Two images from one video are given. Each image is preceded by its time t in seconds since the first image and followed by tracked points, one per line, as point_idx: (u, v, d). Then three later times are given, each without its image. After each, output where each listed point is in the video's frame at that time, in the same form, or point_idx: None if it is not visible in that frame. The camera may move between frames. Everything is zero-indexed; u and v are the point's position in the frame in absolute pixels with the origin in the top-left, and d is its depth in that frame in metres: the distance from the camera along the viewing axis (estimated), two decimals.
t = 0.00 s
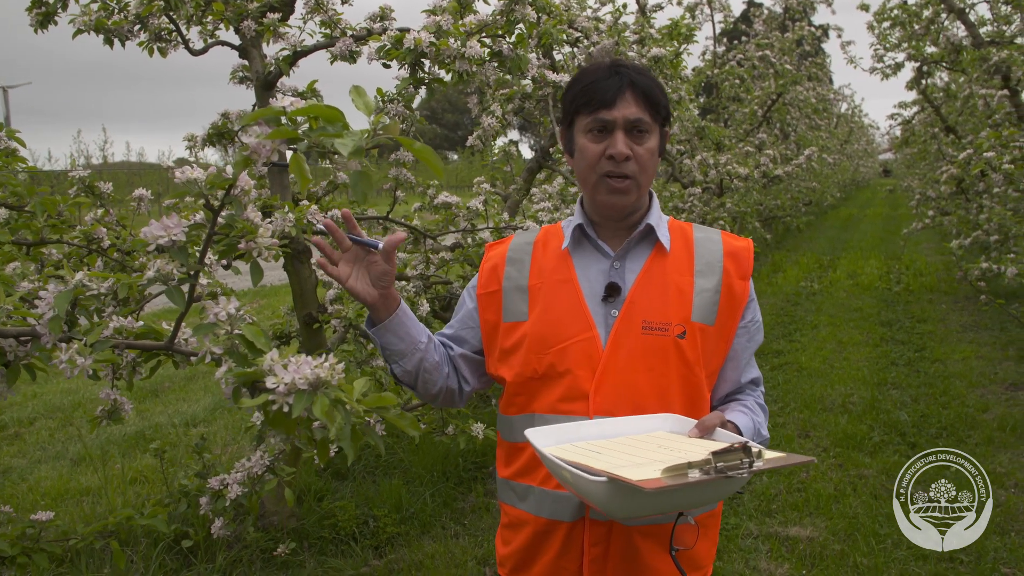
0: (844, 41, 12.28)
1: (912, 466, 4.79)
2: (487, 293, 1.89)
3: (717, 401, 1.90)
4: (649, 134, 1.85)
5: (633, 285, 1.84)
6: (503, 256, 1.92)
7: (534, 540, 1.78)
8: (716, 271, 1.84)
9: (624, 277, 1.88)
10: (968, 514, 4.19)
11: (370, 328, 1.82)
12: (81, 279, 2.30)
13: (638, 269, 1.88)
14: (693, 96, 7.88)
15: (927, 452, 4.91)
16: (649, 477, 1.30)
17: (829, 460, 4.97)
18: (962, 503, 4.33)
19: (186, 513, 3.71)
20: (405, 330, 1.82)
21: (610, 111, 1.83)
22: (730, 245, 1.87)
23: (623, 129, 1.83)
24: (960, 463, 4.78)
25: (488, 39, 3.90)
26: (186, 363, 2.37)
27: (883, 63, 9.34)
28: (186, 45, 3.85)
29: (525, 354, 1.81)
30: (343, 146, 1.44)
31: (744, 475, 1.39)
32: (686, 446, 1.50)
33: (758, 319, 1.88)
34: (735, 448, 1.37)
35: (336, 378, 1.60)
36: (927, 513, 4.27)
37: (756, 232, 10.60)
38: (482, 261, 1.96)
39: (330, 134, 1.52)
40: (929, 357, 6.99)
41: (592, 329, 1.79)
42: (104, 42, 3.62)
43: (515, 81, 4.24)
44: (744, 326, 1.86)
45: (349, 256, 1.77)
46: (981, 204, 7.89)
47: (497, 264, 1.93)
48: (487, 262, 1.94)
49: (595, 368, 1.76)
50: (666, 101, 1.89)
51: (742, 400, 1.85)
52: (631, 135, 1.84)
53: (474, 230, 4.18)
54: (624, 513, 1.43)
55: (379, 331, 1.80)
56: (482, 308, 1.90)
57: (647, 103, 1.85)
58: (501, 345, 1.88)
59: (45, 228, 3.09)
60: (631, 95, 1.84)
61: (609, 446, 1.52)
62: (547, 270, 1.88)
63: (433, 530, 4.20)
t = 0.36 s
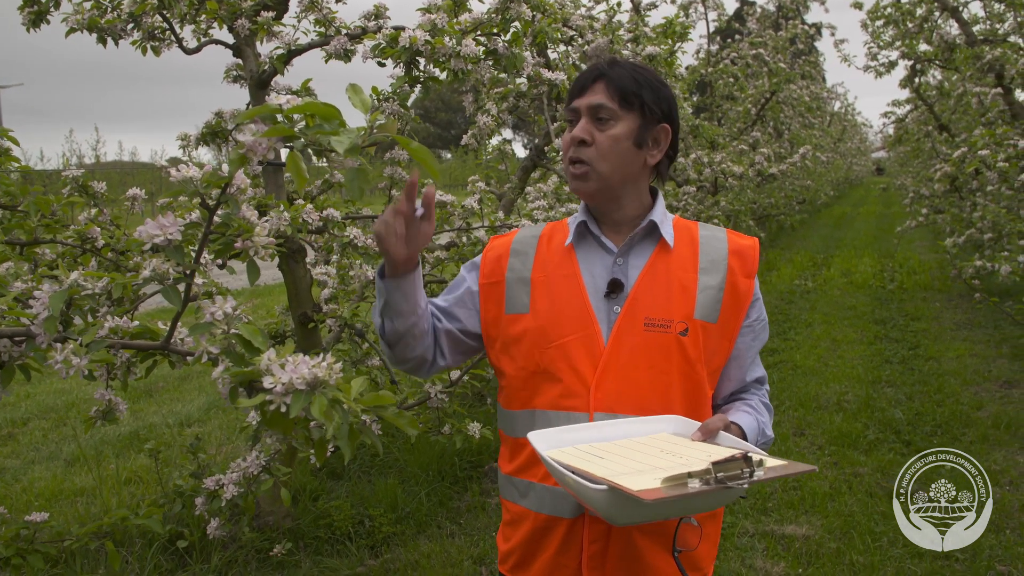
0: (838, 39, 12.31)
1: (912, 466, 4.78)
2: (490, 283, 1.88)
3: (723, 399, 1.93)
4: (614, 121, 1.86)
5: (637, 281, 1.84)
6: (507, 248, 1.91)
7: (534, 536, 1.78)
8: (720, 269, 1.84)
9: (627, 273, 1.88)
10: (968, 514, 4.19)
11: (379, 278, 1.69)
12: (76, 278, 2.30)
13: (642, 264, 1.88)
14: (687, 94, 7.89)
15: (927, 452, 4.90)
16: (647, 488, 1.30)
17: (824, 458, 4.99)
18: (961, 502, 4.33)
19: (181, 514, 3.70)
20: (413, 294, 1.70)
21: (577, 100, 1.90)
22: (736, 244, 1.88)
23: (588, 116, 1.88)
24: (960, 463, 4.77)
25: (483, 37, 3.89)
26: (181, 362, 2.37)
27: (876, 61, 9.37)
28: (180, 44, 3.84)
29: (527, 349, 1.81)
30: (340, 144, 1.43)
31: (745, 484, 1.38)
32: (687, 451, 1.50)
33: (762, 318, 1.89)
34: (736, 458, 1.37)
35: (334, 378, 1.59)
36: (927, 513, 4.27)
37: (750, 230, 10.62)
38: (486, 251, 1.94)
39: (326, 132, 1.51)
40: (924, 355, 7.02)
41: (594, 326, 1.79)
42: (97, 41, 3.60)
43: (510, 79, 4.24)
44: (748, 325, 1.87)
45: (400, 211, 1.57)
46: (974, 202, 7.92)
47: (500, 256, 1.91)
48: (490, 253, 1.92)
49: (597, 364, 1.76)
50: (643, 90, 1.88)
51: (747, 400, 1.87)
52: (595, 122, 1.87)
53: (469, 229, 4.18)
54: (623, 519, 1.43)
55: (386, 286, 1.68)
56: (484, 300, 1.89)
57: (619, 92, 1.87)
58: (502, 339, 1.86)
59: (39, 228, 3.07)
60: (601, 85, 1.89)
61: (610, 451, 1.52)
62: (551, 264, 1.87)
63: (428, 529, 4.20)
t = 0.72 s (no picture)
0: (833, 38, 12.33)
1: (912, 466, 4.78)
2: (495, 284, 1.88)
3: (720, 403, 1.92)
4: (640, 120, 1.85)
5: (640, 281, 1.83)
6: (510, 249, 1.91)
7: (531, 535, 1.78)
8: (724, 271, 1.84)
9: (630, 272, 1.88)
10: (968, 514, 4.20)
11: (362, 328, 1.65)
12: (73, 278, 2.30)
13: (646, 265, 1.87)
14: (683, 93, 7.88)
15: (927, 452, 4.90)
16: (626, 475, 1.30)
17: (820, 457, 5.00)
18: (961, 503, 4.33)
19: (177, 513, 3.68)
20: (399, 327, 1.67)
21: (602, 98, 1.86)
22: (739, 247, 1.87)
23: (614, 115, 1.85)
24: (960, 463, 4.78)
25: (480, 35, 3.89)
26: (179, 362, 2.35)
27: (872, 60, 9.40)
28: (175, 42, 3.82)
29: (529, 347, 1.81)
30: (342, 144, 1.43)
31: (726, 478, 1.38)
32: (674, 447, 1.49)
33: (763, 323, 1.89)
34: (717, 450, 1.36)
35: (334, 378, 1.58)
36: (927, 512, 4.27)
37: (746, 228, 10.64)
38: (490, 253, 1.95)
39: (327, 132, 1.50)
40: (919, 353, 7.04)
41: (596, 324, 1.78)
42: (92, 39, 3.58)
43: (507, 77, 4.23)
44: (749, 329, 1.87)
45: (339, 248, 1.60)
46: (970, 200, 7.95)
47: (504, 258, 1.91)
48: (494, 256, 1.93)
49: (599, 363, 1.76)
50: (665, 90, 1.89)
51: (743, 405, 1.87)
52: (621, 121, 1.85)
53: (465, 228, 4.19)
54: (604, 510, 1.43)
55: (376, 329, 1.64)
56: (489, 301, 1.89)
57: (643, 92, 1.86)
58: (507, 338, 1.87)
59: (34, 226, 3.04)
60: (625, 84, 1.87)
61: (598, 444, 1.52)
62: (555, 263, 1.86)
63: (425, 529, 4.20)
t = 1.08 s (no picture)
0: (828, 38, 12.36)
1: (913, 466, 4.77)
2: (488, 291, 1.89)
3: (716, 399, 1.91)
4: (648, 122, 1.85)
5: (635, 280, 1.83)
6: (501, 254, 1.91)
7: (532, 540, 1.77)
8: (717, 267, 1.84)
9: (625, 272, 1.87)
10: (968, 514, 4.21)
11: (399, 356, 1.72)
12: (69, 278, 2.26)
13: (639, 264, 1.87)
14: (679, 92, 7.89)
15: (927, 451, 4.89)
16: (632, 467, 1.28)
17: (817, 457, 5.01)
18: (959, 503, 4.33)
19: (173, 514, 3.67)
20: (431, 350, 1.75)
21: (610, 98, 1.83)
22: (731, 243, 1.87)
23: (624, 116, 1.83)
24: (960, 463, 4.77)
25: (477, 35, 3.89)
26: (175, 363, 2.35)
27: (867, 60, 9.43)
28: (171, 41, 3.81)
29: (526, 350, 1.80)
30: (342, 144, 1.42)
31: (731, 469, 1.37)
32: (675, 441, 1.49)
33: (757, 317, 1.89)
34: (721, 441, 1.36)
35: (334, 379, 1.57)
36: (927, 513, 4.28)
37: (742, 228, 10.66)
38: (481, 259, 1.94)
39: (326, 132, 1.49)
40: (915, 353, 7.06)
41: (593, 325, 1.78)
42: (87, 38, 3.57)
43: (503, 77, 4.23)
44: (744, 323, 1.87)
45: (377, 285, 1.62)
46: (965, 200, 7.98)
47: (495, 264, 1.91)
48: (485, 261, 1.93)
49: (597, 363, 1.76)
50: (663, 92, 1.90)
51: (739, 400, 1.86)
52: (631, 123, 1.84)
53: (462, 227, 4.19)
54: (610, 505, 1.42)
55: (416, 357, 1.72)
56: (485, 307, 1.90)
57: (646, 93, 1.87)
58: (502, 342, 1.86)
59: (29, 227, 3.03)
60: (629, 84, 1.85)
61: (599, 440, 1.52)
62: (547, 265, 1.86)
63: (422, 529, 4.19)
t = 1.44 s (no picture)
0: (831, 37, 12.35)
1: (912, 466, 4.79)
2: (480, 292, 1.87)
3: (715, 394, 1.91)
4: (638, 133, 1.85)
5: (629, 280, 1.83)
6: (493, 256, 1.89)
7: (535, 542, 1.77)
8: (711, 263, 1.84)
9: (619, 272, 1.87)
10: (967, 514, 4.20)
11: (374, 335, 1.70)
12: (71, 278, 2.26)
13: (634, 263, 1.87)
14: (681, 92, 7.88)
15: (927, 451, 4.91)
16: (612, 460, 1.30)
17: (819, 457, 5.01)
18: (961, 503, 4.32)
19: (175, 513, 3.67)
20: (409, 332, 1.72)
21: (600, 111, 1.82)
22: (724, 238, 1.88)
23: (613, 129, 1.83)
24: (960, 463, 4.78)
25: (479, 35, 3.89)
26: (178, 363, 2.35)
27: (870, 60, 9.42)
28: (174, 41, 3.81)
29: (522, 353, 1.79)
30: (344, 143, 1.42)
31: (715, 459, 1.39)
32: (660, 433, 1.51)
33: (753, 312, 1.89)
34: (704, 432, 1.38)
35: (336, 378, 1.57)
36: (927, 512, 4.28)
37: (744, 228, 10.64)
38: (473, 260, 1.93)
39: (328, 131, 1.49)
40: (917, 353, 7.05)
41: (589, 326, 1.78)
42: (90, 38, 3.57)
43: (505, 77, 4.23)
44: (739, 318, 1.87)
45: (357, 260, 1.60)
46: (969, 200, 7.97)
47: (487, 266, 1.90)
48: (477, 263, 1.91)
49: (595, 364, 1.75)
50: (654, 98, 1.88)
51: (737, 395, 1.86)
52: (621, 135, 1.83)
53: (464, 228, 4.21)
54: (594, 498, 1.42)
55: (391, 336, 1.69)
56: (478, 311, 1.87)
57: (637, 102, 1.85)
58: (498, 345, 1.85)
59: (32, 226, 3.03)
60: (619, 94, 1.83)
61: (589, 434, 1.53)
62: (542, 266, 1.85)
63: (424, 529, 4.19)
